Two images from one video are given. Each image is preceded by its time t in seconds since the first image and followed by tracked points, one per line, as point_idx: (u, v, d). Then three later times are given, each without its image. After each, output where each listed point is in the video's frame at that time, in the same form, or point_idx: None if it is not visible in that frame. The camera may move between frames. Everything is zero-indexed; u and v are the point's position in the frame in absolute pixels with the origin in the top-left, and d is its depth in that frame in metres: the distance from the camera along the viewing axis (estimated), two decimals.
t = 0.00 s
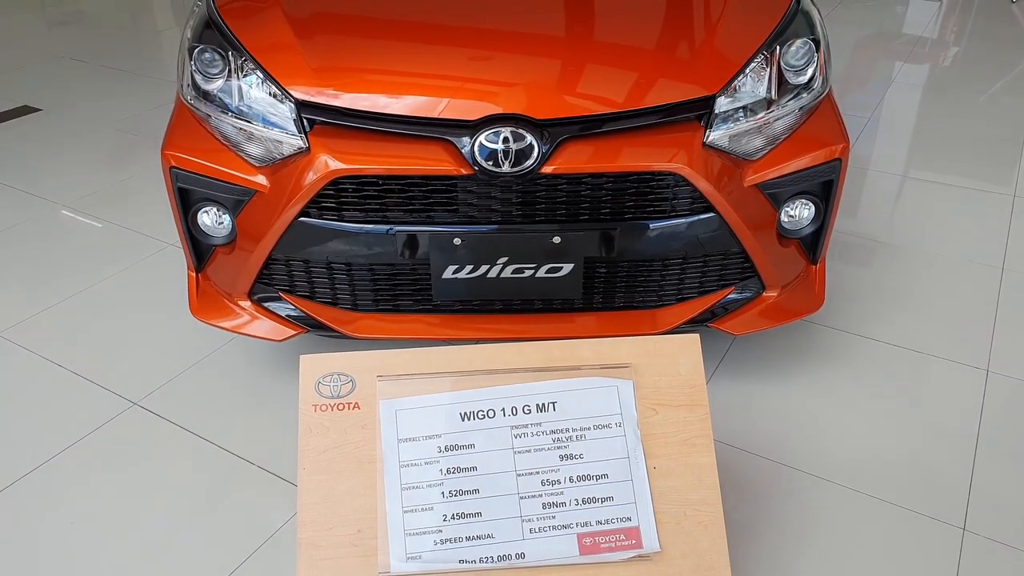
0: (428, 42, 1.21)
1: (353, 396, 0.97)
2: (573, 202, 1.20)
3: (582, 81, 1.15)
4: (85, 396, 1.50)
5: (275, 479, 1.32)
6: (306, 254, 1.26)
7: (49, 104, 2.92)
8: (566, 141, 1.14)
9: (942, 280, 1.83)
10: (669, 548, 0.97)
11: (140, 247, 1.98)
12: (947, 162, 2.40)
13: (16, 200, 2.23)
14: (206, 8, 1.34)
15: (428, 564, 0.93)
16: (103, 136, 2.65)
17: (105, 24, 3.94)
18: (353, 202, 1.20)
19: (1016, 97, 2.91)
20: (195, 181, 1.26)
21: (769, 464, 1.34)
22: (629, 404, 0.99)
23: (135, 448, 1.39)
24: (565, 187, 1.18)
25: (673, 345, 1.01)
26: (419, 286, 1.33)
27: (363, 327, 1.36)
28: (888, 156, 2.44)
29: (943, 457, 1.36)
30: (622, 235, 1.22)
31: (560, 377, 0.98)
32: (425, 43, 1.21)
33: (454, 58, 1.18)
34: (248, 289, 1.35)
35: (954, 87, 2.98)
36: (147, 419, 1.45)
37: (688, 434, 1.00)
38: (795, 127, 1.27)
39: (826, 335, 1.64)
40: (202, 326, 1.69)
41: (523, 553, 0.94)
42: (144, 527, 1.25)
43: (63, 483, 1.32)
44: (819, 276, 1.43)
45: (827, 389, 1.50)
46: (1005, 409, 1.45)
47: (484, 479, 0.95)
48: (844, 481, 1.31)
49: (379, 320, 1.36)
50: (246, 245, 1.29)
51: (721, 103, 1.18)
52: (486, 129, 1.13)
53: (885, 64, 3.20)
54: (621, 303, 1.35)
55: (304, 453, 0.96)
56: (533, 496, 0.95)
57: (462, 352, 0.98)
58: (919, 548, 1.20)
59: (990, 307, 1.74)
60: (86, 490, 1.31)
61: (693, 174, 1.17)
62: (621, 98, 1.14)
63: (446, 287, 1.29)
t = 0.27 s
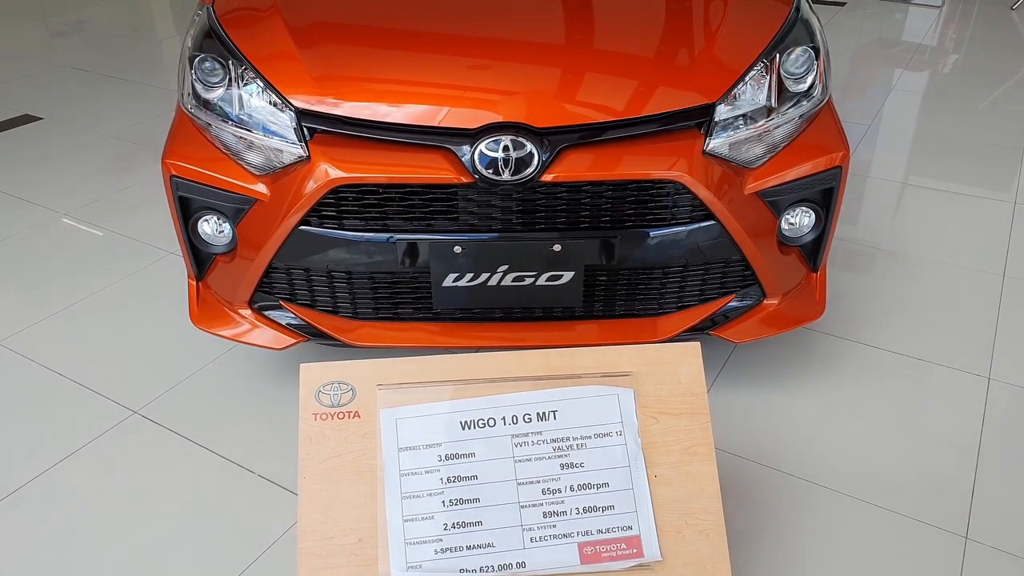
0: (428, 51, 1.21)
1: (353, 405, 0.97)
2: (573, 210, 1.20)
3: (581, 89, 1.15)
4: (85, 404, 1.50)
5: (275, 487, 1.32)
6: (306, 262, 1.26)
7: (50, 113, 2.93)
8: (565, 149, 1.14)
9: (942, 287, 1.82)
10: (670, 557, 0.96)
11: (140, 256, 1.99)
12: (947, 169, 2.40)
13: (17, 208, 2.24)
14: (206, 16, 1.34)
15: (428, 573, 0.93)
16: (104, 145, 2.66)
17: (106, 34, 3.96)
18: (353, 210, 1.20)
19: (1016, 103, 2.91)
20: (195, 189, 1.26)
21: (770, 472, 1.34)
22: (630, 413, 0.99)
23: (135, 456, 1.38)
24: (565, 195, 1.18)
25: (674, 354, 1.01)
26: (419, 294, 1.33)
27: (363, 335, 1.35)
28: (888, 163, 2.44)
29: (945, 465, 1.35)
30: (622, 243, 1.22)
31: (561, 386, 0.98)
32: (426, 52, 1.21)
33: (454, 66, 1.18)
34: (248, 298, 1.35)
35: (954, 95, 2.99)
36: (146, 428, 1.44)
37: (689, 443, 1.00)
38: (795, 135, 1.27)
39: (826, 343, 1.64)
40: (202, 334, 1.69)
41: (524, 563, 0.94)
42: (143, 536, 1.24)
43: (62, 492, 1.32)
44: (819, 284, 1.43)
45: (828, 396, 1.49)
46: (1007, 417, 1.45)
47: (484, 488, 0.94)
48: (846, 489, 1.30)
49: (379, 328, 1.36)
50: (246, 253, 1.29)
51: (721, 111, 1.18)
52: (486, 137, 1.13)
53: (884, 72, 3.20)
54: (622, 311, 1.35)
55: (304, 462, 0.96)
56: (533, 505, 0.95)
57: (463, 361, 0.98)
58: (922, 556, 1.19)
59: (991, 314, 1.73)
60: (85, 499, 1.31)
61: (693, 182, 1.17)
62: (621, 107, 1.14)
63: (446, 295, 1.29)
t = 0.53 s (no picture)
0: (428, 59, 1.21)
1: (353, 413, 0.97)
2: (573, 217, 1.20)
3: (581, 96, 1.16)
4: (85, 413, 1.50)
5: (275, 496, 1.32)
6: (306, 270, 1.26)
7: (52, 121, 2.93)
8: (565, 156, 1.15)
9: (943, 293, 1.82)
10: (671, 565, 0.96)
11: (140, 263, 1.99)
12: (947, 175, 2.40)
13: (18, 217, 2.24)
14: (206, 25, 1.35)
15: None
16: (104, 153, 2.66)
17: (107, 43, 3.97)
18: (353, 218, 1.20)
19: (1016, 109, 2.91)
20: (196, 198, 1.26)
21: (772, 479, 1.33)
22: (630, 420, 0.99)
23: (135, 465, 1.38)
24: (565, 202, 1.18)
25: (674, 361, 1.01)
26: (419, 301, 1.33)
27: (363, 343, 1.35)
28: (888, 169, 2.44)
29: (948, 471, 1.35)
30: (622, 250, 1.22)
31: (561, 393, 0.98)
32: (426, 59, 1.21)
33: (455, 74, 1.18)
34: (249, 305, 1.35)
35: (953, 101, 2.99)
36: (147, 436, 1.44)
37: (690, 450, 1.00)
38: (795, 142, 1.27)
39: (827, 349, 1.63)
40: (202, 342, 1.69)
41: (525, 571, 0.93)
42: (143, 545, 1.24)
43: (62, 501, 1.31)
44: (820, 290, 1.42)
45: (830, 403, 1.49)
46: (1009, 423, 1.45)
47: (485, 496, 0.94)
48: (848, 496, 1.30)
49: (380, 335, 1.36)
50: (246, 261, 1.29)
51: (721, 118, 1.18)
52: (486, 145, 1.13)
53: (884, 78, 3.20)
54: (622, 318, 1.35)
55: (304, 470, 0.96)
56: (534, 514, 0.94)
57: (463, 368, 0.98)
58: (925, 563, 1.19)
59: (993, 320, 1.73)
60: (85, 508, 1.30)
61: (693, 189, 1.17)
62: (621, 114, 1.15)
63: (447, 302, 1.28)
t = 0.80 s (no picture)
0: (428, 69, 1.22)
1: (353, 423, 0.97)
2: (573, 227, 1.20)
3: (581, 106, 1.16)
4: (84, 423, 1.50)
5: (275, 506, 1.31)
6: (306, 280, 1.26)
7: (52, 132, 2.94)
8: (565, 166, 1.15)
9: (943, 301, 1.82)
10: None
11: (140, 273, 1.99)
12: (945, 183, 2.41)
13: (17, 227, 2.24)
14: (206, 35, 1.35)
15: None
16: (105, 163, 2.66)
17: (107, 53, 3.98)
18: (353, 228, 1.20)
19: (1014, 117, 2.92)
20: (196, 208, 1.26)
21: (773, 488, 1.33)
22: (630, 430, 0.98)
23: (134, 476, 1.38)
24: (565, 212, 1.18)
25: (674, 371, 1.01)
26: (419, 311, 1.32)
27: (363, 352, 1.35)
28: (887, 177, 2.44)
29: (949, 480, 1.34)
30: (622, 259, 1.22)
31: (561, 403, 0.98)
32: (426, 70, 1.21)
33: (454, 84, 1.19)
34: (248, 315, 1.35)
35: (951, 109, 3.00)
36: (146, 447, 1.44)
37: (690, 460, 0.99)
38: (794, 151, 1.27)
39: (827, 358, 1.63)
40: (202, 352, 1.69)
41: None
42: (142, 556, 1.23)
43: (60, 512, 1.31)
44: (820, 299, 1.42)
45: (830, 411, 1.49)
46: (1010, 431, 1.44)
47: (485, 507, 0.94)
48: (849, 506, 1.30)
49: (379, 345, 1.36)
50: (246, 271, 1.29)
51: (720, 127, 1.18)
52: (485, 155, 1.14)
53: (883, 87, 3.21)
54: (622, 327, 1.35)
55: (304, 481, 0.96)
56: (534, 524, 0.94)
57: (463, 378, 0.98)
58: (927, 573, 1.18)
59: (993, 328, 1.73)
60: (83, 519, 1.30)
61: (692, 198, 1.17)
62: (620, 124, 1.15)
63: (446, 312, 1.28)
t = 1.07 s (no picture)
0: (429, 78, 1.22)
1: (352, 432, 0.97)
2: (573, 235, 1.20)
3: (581, 115, 1.16)
4: (83, 431, 1.49)
5: (273, 515, 1.31)
6: (306, 288, 1.26)
7: (52, 139, 2.94)
8: (565, 175, 1.15)
9: (943, 310, 1.82)
10: None
11: (140, 281, 1.99)
12: (945, 192, 2.41)
13: (17, 234, 2.24)
14: (207, 44, 1.35)
15: None
16: (105, 170, 2.67)
17: (108, 61, 3.99)
18: (353, 236, 1.20)
19: (1012, 127, 2.93)
20: (196, 216, 1.26)
21: (773, 498, 1.32)
22: (631, 440, 0.98)
23: (133, 484, 1.37)
24: (565, 220, 1.18)
25: (674, 380, 1.01)
26: (419, 319, 1.32)
27: (363, 361, 1.35)
28: (886, 187, 2.45)
29: (949, 490, 1.34)
30: (622, 268, 1.22)
31: (561, 412, 0.98)
32: (427, 79, 1.22)
33: (455, 93, 1.19)
34: (248, 323, 1.35)
35: (950, 119, 3.00)
36: (145, 455, 1.43)
37: (691, 470, 0.99)
38: (794, 160, 1.27)
39: (827, 367, 1.63)
40: (202, 360, 1.68)
41: None
42: (140, 565, 1.23)
43: (58, 521, 1.30)
44: (820, 308, 1.42)
45: (830, 421, 1.49)
46: (1011, 441, 1.44)
47: (485, 517, 0.93)
48: (850, 515, 1.29)
49: (379, 353, 1.35)
50: (246, 279, 1.29)
51: (720, 137, 1.18)
52: (486, 163, 1.14)
53: (882, 96, 3.22)
54: (622, 336, 1.35)
55: (303, 490, 0.95)
56: (534, 534, 0.94)
57: (463, 387, 0.98)
58: None
59: (993, 337, 1.73)
60: (81, 528, 1.29)
61: (692, 207, 1.17)
62: (620, 133, 1.15)
63: (446, 320, 1.28)
